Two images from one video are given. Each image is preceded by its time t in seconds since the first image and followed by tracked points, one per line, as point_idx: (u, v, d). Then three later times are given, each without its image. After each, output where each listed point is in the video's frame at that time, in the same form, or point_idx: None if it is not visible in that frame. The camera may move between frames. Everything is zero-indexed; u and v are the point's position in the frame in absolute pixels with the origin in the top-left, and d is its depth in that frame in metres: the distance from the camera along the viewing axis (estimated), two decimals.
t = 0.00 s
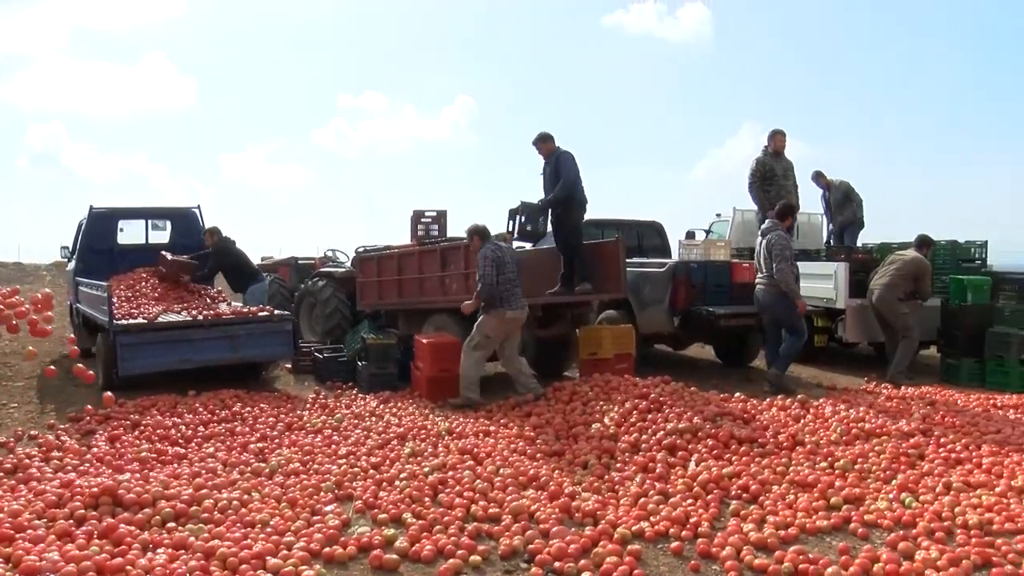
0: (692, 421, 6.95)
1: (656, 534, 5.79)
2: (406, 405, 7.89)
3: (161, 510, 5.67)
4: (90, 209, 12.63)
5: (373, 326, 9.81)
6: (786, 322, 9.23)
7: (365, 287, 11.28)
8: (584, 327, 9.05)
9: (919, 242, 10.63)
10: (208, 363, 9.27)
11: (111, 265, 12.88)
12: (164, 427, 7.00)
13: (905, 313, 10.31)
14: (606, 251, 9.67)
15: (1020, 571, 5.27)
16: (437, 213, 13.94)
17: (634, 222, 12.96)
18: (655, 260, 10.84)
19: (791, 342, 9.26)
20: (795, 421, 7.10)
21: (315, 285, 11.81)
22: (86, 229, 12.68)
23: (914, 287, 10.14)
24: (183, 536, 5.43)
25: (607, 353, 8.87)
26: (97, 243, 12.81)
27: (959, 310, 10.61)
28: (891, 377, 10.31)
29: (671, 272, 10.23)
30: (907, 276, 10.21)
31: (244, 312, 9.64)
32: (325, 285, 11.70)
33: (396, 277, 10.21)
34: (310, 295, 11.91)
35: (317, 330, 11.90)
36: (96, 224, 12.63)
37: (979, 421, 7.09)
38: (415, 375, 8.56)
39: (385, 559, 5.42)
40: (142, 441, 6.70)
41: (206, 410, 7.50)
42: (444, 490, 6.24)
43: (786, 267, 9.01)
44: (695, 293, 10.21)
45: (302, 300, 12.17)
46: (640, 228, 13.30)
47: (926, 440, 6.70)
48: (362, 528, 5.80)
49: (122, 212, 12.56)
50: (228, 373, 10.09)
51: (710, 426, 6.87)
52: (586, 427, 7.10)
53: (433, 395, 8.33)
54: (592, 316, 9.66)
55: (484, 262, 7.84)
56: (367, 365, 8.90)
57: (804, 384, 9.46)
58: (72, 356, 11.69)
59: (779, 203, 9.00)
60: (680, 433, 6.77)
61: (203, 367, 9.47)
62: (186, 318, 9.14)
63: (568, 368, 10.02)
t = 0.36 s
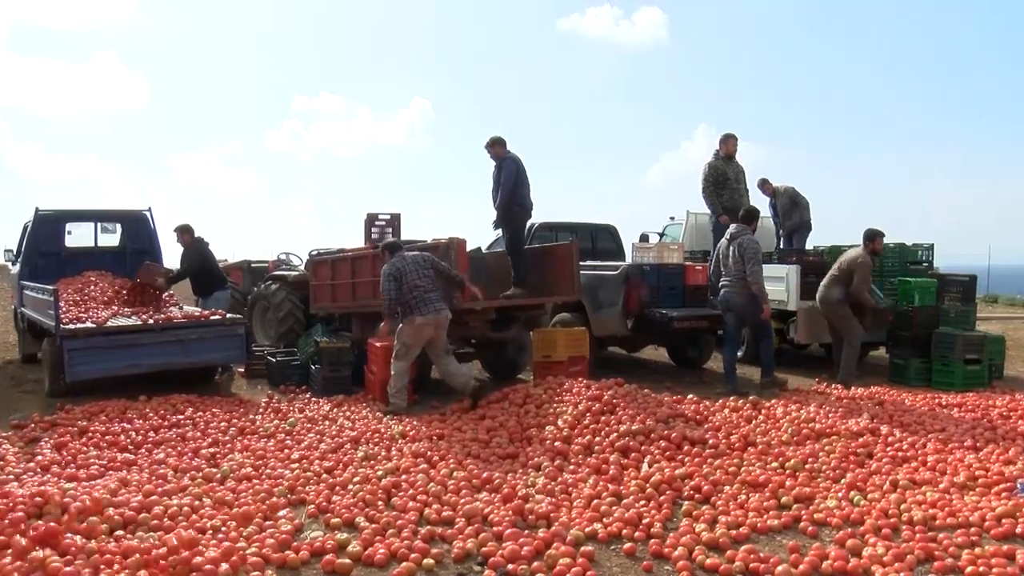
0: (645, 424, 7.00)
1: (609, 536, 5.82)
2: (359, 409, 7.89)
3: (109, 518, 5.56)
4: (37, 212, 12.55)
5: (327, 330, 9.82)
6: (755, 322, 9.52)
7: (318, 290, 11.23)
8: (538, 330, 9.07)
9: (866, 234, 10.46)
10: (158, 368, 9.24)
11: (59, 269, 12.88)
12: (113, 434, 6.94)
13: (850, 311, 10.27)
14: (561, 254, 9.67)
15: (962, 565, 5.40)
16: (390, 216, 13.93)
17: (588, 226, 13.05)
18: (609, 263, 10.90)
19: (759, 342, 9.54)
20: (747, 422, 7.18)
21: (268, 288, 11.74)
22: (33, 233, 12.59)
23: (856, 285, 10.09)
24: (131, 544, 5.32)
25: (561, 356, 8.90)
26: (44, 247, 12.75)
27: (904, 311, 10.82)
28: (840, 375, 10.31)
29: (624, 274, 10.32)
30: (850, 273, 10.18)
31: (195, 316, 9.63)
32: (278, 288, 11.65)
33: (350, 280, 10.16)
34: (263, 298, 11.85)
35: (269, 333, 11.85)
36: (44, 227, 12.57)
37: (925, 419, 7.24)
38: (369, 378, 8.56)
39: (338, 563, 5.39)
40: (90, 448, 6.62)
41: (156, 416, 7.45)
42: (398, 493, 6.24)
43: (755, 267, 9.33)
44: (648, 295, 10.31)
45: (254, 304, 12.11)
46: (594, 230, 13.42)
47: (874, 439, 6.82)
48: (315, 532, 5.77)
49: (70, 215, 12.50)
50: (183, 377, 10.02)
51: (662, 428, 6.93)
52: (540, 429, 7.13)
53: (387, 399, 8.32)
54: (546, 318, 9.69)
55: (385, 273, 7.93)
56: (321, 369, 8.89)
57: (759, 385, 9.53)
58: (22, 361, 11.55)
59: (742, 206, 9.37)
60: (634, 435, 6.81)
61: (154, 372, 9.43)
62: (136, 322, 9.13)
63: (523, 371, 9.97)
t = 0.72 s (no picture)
0: (594, 425, 7.04)
1: (557, 536, 5.83)
2: (307, 412, 7.89)
3: (47, 526, 5.45)
4: None
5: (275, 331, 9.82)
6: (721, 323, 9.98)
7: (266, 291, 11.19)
8: (487, 332, 9.08)
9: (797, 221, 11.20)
10: (100, 369, 9.39)
11: None
12: (52, 439, 6.85)
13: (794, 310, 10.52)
14: (511, 256, 9.64)
15: (901, 560, 5.51)
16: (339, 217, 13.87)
17: (539, 227, 13.10)
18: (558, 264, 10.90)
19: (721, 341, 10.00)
20: (695, 423, 7.25)
21: (216, 289, 11.68)
22: None
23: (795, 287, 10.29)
24: (71, 551, 5.21)
25: (511, 357, 8.92)
26: None
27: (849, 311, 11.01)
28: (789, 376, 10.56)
29: (574, 276, 10.41)
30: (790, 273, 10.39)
31: (139, 317, 9.80)
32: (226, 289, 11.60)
33: (298, 281, 10.11)
34: (212, 300, 11.74)
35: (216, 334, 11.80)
36: None
37: (867, 418, 7.38)
38: (318, 380, 8.53)
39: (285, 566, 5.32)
40: (28, 454, 6.53)
41: (99, 421, 7.38)
42: (346, 496, 6.22)
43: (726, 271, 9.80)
44: (597, 297, 10.42)
45: (202, 305, 12.05)
46: (544, 231, 13.51)
47: (819, 438, 6.92)
48: (261, 536, 5.71)
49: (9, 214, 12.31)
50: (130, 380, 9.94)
51: (610, 428, 6.99)
52: (488, 430, 7.14)
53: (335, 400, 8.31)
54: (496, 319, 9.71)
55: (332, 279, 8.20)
56: (269, 371, 8.91)
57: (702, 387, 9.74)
58: None
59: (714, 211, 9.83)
60: (582, 436, 6.86)
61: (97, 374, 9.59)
62: (79, 324, 9.29)
63: (472, 372, 10.07)
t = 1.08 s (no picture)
0: (540, 425, 7.07)
1: (503, 536, 5.84)
2: (253, 414, 7.90)
3: None
4: None
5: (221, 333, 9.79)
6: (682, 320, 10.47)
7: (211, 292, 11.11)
8: (434, 332, 9.06)
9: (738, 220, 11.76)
10: (41, 372, 9.34)
11: None
12: None
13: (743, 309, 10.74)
14: (457, 255, 9.59)
15: (841, 554, 5.61)
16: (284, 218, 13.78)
17: (485, 227, 13.13)
18: (504, 265, 10.97)
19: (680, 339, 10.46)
20: (641, 422, 7.32)
21: (159, 290, 11.55)
22: None
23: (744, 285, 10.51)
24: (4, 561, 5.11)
25: (457, 357, 8.90)
26: None
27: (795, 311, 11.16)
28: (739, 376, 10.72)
29: (519, 277, 10.47)
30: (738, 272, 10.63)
31: (80, 319, 9.76)
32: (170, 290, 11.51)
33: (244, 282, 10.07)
34: (155, 300, 11.64)
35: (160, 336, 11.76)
36: None
37: (808, 415, 7.51)
38: (263, 382, 8.51)
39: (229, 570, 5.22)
40: None
41: (37, 426, 7.30)
42: (290, 498, 6.18)
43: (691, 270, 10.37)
44: (543, 298, 10.49)
45: (145, 306, 11.96)
46: (491, 232, 13.57)
47: (762, 436, 7.01)
48: (204, 540, 5.64)
49: None
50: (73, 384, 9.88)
51: (556, 428, 7.02)
52: (435, 431, 7.14)
53: (282, 403, 8.29)
54: (444, 321, 9.77)
55: (282, 281, 8.09)
56: (214, 372, 8.99)
57: (648, 387, 9.82)
58: None
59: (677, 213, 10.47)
60: (528, 436, 6.88)
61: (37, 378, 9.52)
62: (15, 327, 9.16)
63: (419, 373, 10.09)
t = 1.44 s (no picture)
0: (492, 425, 7.08)
1: (455, 537, 5.83)
2: (203, 415, 7.90)
3: None
4: None
5: (170, 334, 9.73)
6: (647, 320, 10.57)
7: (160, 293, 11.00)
8: (386, 333, 9.06)
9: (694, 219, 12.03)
10: None
11: None
12: None
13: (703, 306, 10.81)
14: (410, 256, 9.58)
15: (790, 550, 5.67)
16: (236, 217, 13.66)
17: (439, 227, 13.16)
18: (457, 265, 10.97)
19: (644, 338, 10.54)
20: (593, 422, 7.36)
21: (106, 291, 11.42)
22: None
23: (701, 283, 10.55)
24: None
25: (410, 357, 8.91)
26: None
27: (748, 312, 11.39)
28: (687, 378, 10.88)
29: (472, 277, 10.47)
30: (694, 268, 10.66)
31: (24, 321, 9.67)
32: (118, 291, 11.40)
33: (194, 283, 10.00)
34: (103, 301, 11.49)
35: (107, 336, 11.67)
36: None
37: (755, 414, 7.61)
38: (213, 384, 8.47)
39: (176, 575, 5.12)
40: None
41: None
42: (240, 501, 6.12)
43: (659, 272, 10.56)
44: (496, 297, 10.50)
45: (93, 307, 11.84)
46: (444, 231, 13.59)
47: (714, 435, 7.08)
48: (151, 544, 5.54)
49: None
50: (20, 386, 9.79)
51: (508, 428, 7.03)
52: (387, 432, 7.11)
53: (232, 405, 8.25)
54: (396, 321, 9.79)
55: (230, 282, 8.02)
56: (163, 374, 9.05)
57: (603, 386, 9.87)
58: None
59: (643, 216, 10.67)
60: (480, 436, 6.89)
61: None
62: None
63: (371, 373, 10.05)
